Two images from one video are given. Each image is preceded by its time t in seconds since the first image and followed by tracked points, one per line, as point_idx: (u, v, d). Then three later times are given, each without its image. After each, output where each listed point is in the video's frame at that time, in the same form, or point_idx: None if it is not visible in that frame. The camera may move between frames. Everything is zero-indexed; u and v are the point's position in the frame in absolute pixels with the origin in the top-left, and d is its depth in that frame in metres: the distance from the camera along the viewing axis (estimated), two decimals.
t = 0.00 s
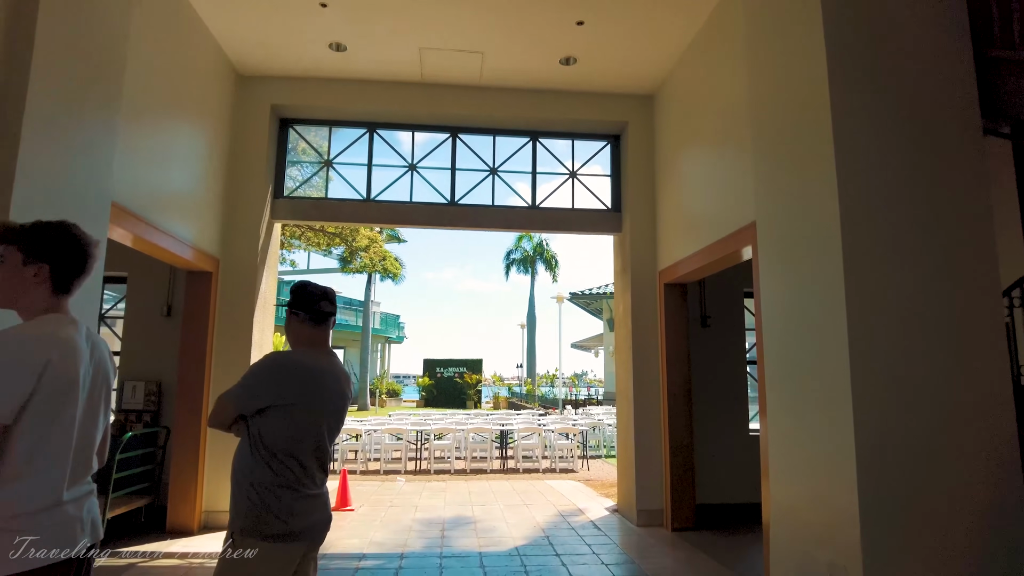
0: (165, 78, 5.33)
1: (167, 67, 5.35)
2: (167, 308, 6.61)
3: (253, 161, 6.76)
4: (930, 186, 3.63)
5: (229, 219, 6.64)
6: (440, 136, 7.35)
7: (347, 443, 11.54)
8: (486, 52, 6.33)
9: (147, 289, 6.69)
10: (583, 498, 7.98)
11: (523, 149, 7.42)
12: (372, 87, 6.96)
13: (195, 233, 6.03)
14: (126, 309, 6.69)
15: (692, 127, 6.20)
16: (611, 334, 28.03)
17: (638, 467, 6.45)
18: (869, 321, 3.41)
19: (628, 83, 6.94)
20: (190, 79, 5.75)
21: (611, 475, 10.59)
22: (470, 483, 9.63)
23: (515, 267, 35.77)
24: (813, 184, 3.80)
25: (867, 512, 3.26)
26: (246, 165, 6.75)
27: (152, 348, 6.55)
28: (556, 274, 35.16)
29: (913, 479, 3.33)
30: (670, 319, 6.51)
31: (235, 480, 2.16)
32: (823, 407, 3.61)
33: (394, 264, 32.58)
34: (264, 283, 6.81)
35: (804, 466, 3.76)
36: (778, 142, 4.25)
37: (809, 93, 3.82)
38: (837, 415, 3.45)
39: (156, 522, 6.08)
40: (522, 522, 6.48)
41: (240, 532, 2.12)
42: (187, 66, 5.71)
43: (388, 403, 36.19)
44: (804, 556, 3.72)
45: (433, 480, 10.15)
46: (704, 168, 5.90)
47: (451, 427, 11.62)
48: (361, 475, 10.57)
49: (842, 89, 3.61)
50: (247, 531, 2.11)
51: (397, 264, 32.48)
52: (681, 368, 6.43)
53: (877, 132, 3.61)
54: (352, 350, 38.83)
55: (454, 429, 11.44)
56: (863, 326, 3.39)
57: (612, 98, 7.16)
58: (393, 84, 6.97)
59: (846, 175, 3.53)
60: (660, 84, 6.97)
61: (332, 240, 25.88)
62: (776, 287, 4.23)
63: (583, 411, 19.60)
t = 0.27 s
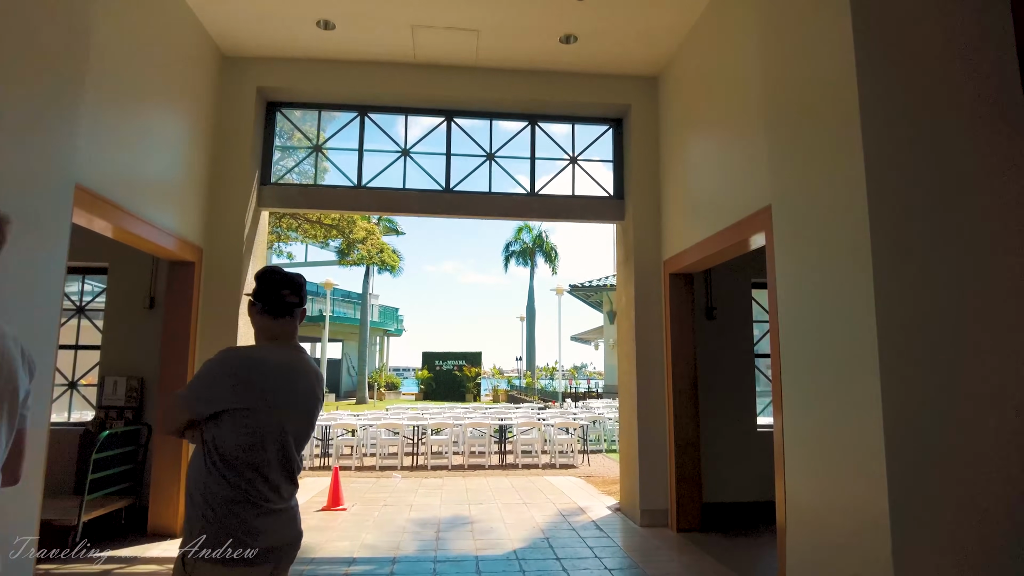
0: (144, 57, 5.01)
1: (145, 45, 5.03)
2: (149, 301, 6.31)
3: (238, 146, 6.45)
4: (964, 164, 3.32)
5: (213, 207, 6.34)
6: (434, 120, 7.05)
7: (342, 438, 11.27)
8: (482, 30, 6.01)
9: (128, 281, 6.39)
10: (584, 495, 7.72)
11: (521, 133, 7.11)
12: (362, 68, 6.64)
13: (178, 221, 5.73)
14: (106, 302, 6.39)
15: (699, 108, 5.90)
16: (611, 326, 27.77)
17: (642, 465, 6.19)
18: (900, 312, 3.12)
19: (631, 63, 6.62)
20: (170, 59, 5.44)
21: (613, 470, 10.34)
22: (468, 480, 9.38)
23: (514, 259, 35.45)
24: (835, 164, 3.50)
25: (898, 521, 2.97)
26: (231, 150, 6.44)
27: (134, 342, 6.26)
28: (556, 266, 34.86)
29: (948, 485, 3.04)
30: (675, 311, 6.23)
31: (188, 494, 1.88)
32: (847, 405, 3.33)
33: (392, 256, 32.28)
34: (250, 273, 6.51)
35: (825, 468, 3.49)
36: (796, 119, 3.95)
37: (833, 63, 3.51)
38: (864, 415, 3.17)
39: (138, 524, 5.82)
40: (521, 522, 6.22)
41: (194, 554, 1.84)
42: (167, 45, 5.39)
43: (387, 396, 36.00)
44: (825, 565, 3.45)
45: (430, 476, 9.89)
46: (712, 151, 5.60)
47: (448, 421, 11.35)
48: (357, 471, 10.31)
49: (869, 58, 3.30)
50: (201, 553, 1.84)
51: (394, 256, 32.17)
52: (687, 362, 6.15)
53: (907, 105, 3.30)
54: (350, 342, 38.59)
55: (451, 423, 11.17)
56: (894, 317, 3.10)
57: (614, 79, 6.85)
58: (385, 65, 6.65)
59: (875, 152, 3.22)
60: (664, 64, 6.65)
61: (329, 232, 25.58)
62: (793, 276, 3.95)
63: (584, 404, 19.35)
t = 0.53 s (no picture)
0: (124, 27, 4.72)
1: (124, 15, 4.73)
2: (134, 288, 5.99)
3: (226, 126, 6.15)
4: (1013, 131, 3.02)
5: (201, 190, 6.05)
6: (431, 100, 6.75)
7: (339, 432, 11.01)
8: (481, 3, 5.69)
9: (112, 267, 6.10)
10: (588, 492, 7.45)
11: (523, 114, 6.82)
12: (356, 44, 6.33)
13: (162, 204, 5.45)
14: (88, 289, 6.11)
15: (710, 85, 5.59)
16: (613, 319, 27.48)
17: (649, 459, 5.93)
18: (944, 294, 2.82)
19: (638, 39, 6.31)
20: (153, 31, 5.14)
21: (616, 465, 10.08)
22: (467, 475, 9.12)
23: (515, 252, 35.15)
24: (866, 133, 3.22)
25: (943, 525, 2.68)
26: (219, 131, 6.15)
27: (117, 331, 5.97)
28: (556, 259, 34.55)
29: (998, 484, 2.75)
30: (684, 299, 5.95)
31: (137, 497, 1.61)
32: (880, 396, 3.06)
33: (391, 249, 32.01)
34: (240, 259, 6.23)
35: (852, 463, 3.23)
36: (820, 86, 3.65)
37: (866, 22, 3.20)
38: (898, 405, 2.91)
39: (121, 522, 5.53)
40: (523, 519, 5.95)
41: (143, 567, 1.57)
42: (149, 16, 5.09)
43: (387, 389, 35.78)
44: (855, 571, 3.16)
45: (428, 471, 9.63)
46: (724, 129, 5.30)
47: (448, 415, 11.08)
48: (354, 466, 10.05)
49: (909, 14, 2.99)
50: (150, 566, 1.56)
51: (394, 248, 31.88)
52: (697, 352, 5.88)
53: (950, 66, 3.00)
54: (350, 336, 38.36)
55: (451, 417, 10.91)
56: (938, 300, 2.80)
57: (620, 57, 6.54)
58: (380, 41, 6.34)
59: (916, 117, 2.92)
60: (673, 40, 6.34)
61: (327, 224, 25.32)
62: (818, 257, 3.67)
63: (586, 398, 19.10)
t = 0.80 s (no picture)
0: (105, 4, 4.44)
1: None
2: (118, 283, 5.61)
3: (213, 112, 5.85)
4: None
5: (187, 180, 5.77)
6: (429, 86, 6.47)
7: (335, 430, 10.74)
8: None
9: (92, 259, 5.81)
10: (591, 494, 7.18)
11: (524, 100, 6.53)
12: (350, 26, 6.03)
13: (145, 194, 5.18)
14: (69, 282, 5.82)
15: (723, 68, 5.31)
16: (614, 315, 27.19)
17: (656, 462, 5.66)
18: (996, 288, 2.55)
19: (646, 21, 6.02)
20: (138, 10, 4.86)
21: (620, 465, 9.81)
22: (466, 475, 8.85)
23: (515, 247, 34.85)
24: (905, 111, 2.94)
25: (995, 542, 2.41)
26: (206, 117, 5.86)
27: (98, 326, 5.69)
28: (557, 254, 34.27)
29: None
30: (694, 294, 5.68)
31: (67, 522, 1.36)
32: (922, 398, 2.79)
33: (390, 244, 31.74)
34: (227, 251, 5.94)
35: (889, 472, 2.95)
36: (850, 64, 3.39)
37: None
38: (944, 409, 2.63)
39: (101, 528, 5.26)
40: (525, 524, 5.68)
41: None
42: None
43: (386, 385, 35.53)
44: None
45: (426, 470, 9.36)
46: (738, 115, 5.02)
47: (446, 413, 10.80)
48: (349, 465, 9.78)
49: None
50: None
51: (393, 243, 31.58)
52: (707, 349, 5.61)
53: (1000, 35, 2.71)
54: (349, 331, 38.11)
55: (450, 415, 10.63)
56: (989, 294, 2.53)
57: (626, 40, 6.24)
58: (375, 23, 6.04)
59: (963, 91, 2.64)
60: (682, 22, 6.04)
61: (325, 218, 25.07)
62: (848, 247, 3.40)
63: (587, 395, 18.82)
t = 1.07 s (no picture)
0: None
1: None
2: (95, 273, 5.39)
3: (196, 94, 5.56)
4: None
5: (167, 165, 5.48)
6: (423, 68, 6.20)
7: (329, 427, 10.46)
8: None
9: (70, 250, 5.54)
10: (592, 493, 6.92)
11: (522, 83, 6.26)
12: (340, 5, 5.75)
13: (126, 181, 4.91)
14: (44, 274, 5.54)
15: (731, 47, 5.04)
16: (614, 311, 26.95)
17: (661, 461, 5.40)
18: None
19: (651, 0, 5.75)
20: None
21: (621, 463, 9.56)
22: (463, 474, 8.59)
23: (514, 243, 34.58)
24: (944, 78, 2.68)
25: None
26: (188, 99, 5.56)
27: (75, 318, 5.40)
28: (556, 250, 34.03)
29: None
30: (700, 286, 5.42)
31: None
32: (965, 395, 2.54)
33: (388, 240, 31.45)
34: (211, 240, 5.66)
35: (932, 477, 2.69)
36: (878, 34, 3.13)
37: None
38: (1000, 406, 2.37)
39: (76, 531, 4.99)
40: (524, 527, 5.42)
41: None
42: None
43: (384, 382, 35.29)
44: None
45: (422, 469, 9.10)
46: (748, 95, 4.75)
47: (443, 410, 10.53)
48: (343, 464, 9.51)
49: None
50: None
51: (391, 239, 31.29)
52: (715, 342, 5.35)
53: None
54: (347, 328, 37.83)
55: (447, 412, 10.36)
56: None
57: (630, 20, 5.96)
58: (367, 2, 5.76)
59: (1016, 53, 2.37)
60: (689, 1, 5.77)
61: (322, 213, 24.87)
62: (876, 229, 3.13)
63: (586, 392, 18.56)
